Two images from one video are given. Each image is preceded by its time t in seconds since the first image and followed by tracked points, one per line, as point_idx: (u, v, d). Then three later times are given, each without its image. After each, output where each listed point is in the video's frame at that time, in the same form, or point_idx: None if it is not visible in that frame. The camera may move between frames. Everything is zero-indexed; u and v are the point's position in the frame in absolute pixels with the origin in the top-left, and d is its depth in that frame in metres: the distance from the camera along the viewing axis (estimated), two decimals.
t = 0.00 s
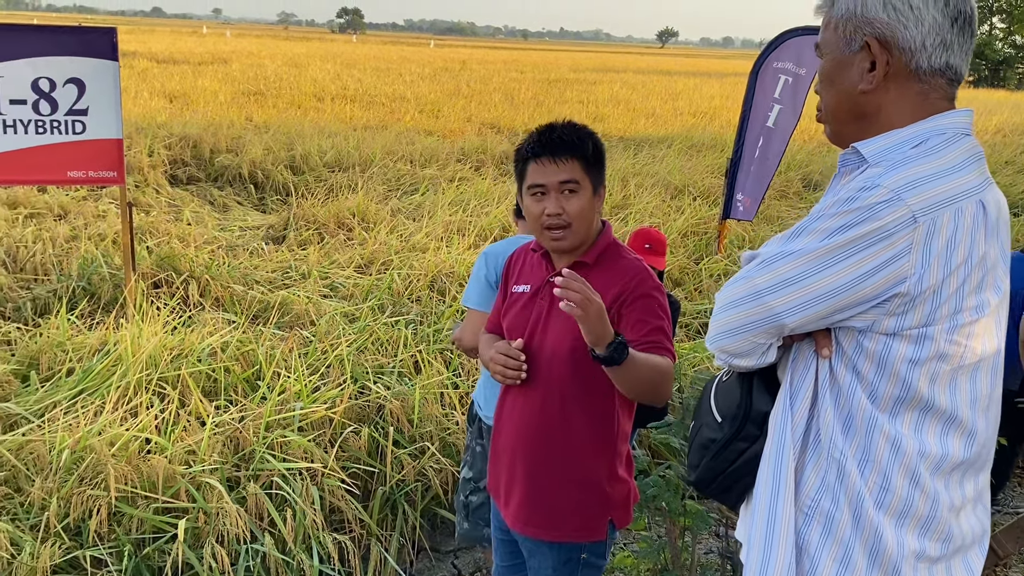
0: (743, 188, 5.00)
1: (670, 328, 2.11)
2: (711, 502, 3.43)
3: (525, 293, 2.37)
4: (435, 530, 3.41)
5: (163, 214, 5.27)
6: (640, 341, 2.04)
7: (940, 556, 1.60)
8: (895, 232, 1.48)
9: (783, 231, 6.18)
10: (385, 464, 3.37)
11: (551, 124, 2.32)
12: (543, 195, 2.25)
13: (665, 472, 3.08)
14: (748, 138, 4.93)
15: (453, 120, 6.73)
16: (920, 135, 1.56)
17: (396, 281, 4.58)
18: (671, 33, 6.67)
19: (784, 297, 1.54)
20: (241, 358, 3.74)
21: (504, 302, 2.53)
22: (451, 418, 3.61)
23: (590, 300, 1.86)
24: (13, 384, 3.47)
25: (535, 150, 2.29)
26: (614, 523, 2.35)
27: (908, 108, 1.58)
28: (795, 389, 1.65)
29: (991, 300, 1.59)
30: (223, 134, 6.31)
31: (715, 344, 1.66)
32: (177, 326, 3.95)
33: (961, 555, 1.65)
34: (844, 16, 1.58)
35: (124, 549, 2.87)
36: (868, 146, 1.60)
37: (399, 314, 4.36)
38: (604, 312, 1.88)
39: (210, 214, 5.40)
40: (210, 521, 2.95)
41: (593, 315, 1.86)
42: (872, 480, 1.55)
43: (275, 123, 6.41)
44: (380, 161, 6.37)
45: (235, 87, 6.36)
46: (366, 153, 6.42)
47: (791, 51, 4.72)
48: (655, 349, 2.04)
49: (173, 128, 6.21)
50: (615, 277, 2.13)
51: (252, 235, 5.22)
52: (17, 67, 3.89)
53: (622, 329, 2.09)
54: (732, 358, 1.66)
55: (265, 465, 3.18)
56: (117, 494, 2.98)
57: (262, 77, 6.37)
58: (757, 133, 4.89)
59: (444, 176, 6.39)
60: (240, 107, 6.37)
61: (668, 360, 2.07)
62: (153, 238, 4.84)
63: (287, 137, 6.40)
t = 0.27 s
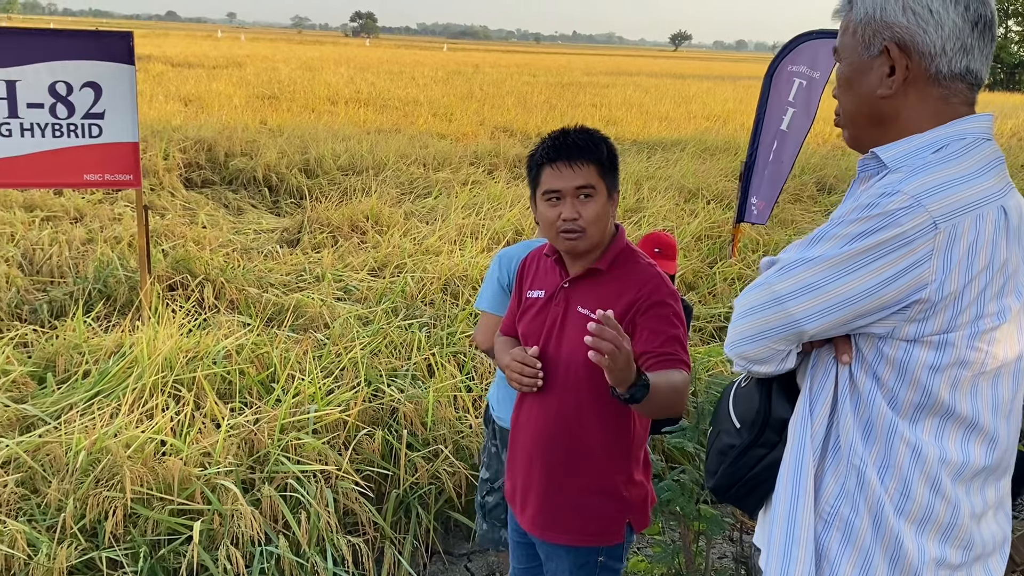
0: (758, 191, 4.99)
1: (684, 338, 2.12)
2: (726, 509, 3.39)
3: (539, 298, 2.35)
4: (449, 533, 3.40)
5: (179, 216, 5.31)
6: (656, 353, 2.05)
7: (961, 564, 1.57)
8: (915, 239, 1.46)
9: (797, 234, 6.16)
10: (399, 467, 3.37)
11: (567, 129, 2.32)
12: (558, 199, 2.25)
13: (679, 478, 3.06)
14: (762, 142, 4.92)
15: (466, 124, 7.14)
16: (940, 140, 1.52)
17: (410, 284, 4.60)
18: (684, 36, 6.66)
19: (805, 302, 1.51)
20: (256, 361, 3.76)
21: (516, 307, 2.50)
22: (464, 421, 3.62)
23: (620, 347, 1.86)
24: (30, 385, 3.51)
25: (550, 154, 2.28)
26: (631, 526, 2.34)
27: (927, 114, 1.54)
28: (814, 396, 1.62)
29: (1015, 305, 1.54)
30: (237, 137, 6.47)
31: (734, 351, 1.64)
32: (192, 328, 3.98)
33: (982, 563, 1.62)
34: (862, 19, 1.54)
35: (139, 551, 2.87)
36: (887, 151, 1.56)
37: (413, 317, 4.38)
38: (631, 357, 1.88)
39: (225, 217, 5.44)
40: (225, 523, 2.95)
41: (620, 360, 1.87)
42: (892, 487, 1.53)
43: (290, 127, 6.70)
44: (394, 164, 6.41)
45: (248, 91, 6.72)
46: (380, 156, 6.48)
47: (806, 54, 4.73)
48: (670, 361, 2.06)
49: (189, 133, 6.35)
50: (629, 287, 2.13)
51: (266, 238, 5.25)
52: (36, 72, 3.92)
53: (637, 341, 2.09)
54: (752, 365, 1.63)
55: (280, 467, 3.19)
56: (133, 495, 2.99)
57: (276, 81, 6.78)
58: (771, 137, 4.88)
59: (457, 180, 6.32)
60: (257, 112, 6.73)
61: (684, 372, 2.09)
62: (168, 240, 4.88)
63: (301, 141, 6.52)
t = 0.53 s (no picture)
0: (773, 195, 4.97)
1: (702, 346, 2.09)
2: (741, 514, 3.35)
3: (557, 302, 2.33)
4: (463, 537, 3.39)
5: (195, 219, 5.34)
6: (672, 364, 2.04)
7: (985, 571, 1.49)
8: (941, 246, 1.38)
9: (813, 238, 6.13)
10: (414, 470, 3.37)
11: (588, 131, 2.33)
12: (578, 200, 2.24)
13: (694, 483, 3.03)
14: (778, 146, 4.89)
15: (481, 127, 7.10)
16: (964, 144, 1.45)
17: (425, 287, 4.61)
18: (700, 40, 6.62)
19: (827, 310, 1.43)
20: (272, 363, 3.78)
21: (533, 310, 2.49)
22: (479, 425, 3.62)
23: (625, 364, 1.87)
24: (49, 388, 3.54)
25: (571, 154, 2.28)
26: (649, 531, 2.32)
27: (950, 120, 1.47)
28: (836, 404, 1.54)
29: None
30: (253, 141, 6.54)
31: (754, 357, 1.55)
32: (209, 331, 4.00)
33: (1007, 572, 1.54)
34: (883, 22, 1.47)
35: (156, 553, 2.87)
36: (911, 156, 1.49)
37: (428, 320, 4.38)
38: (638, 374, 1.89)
39: (242, 221, 5.46)
40: (241, 525, 2.95)
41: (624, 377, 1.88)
42: (915, 494, 1.45)
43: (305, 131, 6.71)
44: (408, 168, 6.44)
45: (265, 95, 6.76)
46: (395, 160, 6.50)
47: (823, 58, 4.71)
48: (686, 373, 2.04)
49: (205, 135, 6.49)
50: (646, 295, 2.11)
51: (282, 241, 5.28)
52: (55, 75, 3.96)
53: (653, 350, 2.08)
54: (773, 372, 1.54)
55: (296, 469, 3.19)
56: (150, 497, 2.99)
57: (292, 85, 6.80)
58: (787, 141, 4.85)
59: (473, 183, 6.39)
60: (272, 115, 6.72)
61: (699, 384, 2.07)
62: (185, 243, 4.91)
63: (316, 145, 6.58)
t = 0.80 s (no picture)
0: (788, 199, 4.95)
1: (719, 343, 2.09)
2: (757, 519, 3.32)
3: (572, 304, 2.32)
4: (478, 540, 3.38)
5: (212, 222, 5.36)
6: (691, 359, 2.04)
7: None
8: (965, 251, 1.31)
9: (829, 242, 6.09)
10: (428, 472, 3.37)
11: (607, 132, 2.30)
12: (597, 203, 2.22)
13: (709, 488, 3.00)
14: (793, 149, 4.87)
15: (495, 132, 7.22)
16: (984, 149, 1.38)
17: (440, 290, 4.61)
18: (715, 44, 6.65)
19: (846, 315, 1.38)
20: (287, 365, 3.79)
21: (549, 312, 2.48)
22: (493, 428, 3.62)
23: (651, 317, 1.80)
24: (66, 389, 3.57)
25: (590, 157, 2.26)
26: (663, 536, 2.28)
27: (973, 125, 1.41)
28: (855, 408, 1.47)
29: None
30: (270, 145, 6.57)
31: (773, 360, 1.51)
32: (225, 333, 4.02)
33: None
34: (904, 23, 1.42)
35: (172, 553, 2.88)
36: (932, 160, 1.42)
37: (443, 323, 4.39)
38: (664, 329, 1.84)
39: (258, 223, 5.49)
40: (256, 527, 2.95)
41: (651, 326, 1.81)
42: (935, 498, 1.38)
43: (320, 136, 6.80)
44: (423, 172, 6.47)
45: (281, 98, 7.08)
46: (410, 163, 6.50)
47: (839, 61, 4.69)
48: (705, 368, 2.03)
49: (221, 139, 6.55)
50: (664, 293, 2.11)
51: (298, 244, 5.30)
52: (73, 78, 4.00)
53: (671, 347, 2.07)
54: (792, 375, 1.50)
55: (311, 471, 3.20)
56: (167, 498, 3.00)
57: (309, 88, 7.13)
58: (801, 144, 4.83)
59: (487, 186, 6.35)
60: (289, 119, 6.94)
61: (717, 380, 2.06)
62: (202, 246, 4.94)
63: (332, 148, 6.61)
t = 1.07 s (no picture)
0: (802, 202, 4.94)
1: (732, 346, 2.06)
2: (771, 524, 3.30)
3: (584, 308, 2.29)
4: (491, 543, 3.38)
5: (227, 224, 5.39)
6: (703, 365, 2.01)
7: None
8: (982, 255, 1.29)
9: (844, 245, 6.06)
10: (442, 475, 3.37)
11: (613, 136, 2.28)
12: (606, 206, 2.20)
13: (723, 492, 2.97)
14: (808, 152, 4.86)
15: (508, 133, 7.37)
16: (1000, 153, 1.35)
17: (453, 293, 4.63)
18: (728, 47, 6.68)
19: (862, 319, 1.36)
20: (302, 367, 3.82)
21: (562, 317, 2.46)
22: (507, 430, 3.62)
23: (680, 373, 1.83)
24: (82, 389, 3.59)
25: (598, 161, 2.24)
26: (676, 540, 2.24)
27: (989, 128, 1.37)
28: (870, 411, 1.46)
29: None
30: (284, 148, 6.68)
31: (789, 364, 1.50)
32: (240, 334, 4.04)
33: None
34: (920, 25, 1.39)
35: (187, 554, 2.88)
36: (947, 163, 1.40)
37: (456, 326, 4.41)
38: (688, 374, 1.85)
39: (272, 226, 5.52)
40: (270, 528, 2.96)
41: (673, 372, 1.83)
42: (950, 502, 1.35)
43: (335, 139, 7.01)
44: (437, 175, 6.49)
45: (296, 101, 7.24)
46: (424, 167, 6.62)
47: (854, 64, 4.68)
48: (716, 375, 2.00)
49: (237, 142, 6.69)
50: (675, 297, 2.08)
51: (312, 246, 5.33)
52: (91, 82, 4.03)
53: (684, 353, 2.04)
54: (808, 379, 1.49)
55: (325, 473, 3.21)
56: (181, 499, 3.01)
57: (323, 90, 7.31)
58: (816, 147, 4.82)
59: (501, 189, 6.41)
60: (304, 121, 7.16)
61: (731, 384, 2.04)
62: (217, 248, 4.98)
63: (346, 151, 6.69)
